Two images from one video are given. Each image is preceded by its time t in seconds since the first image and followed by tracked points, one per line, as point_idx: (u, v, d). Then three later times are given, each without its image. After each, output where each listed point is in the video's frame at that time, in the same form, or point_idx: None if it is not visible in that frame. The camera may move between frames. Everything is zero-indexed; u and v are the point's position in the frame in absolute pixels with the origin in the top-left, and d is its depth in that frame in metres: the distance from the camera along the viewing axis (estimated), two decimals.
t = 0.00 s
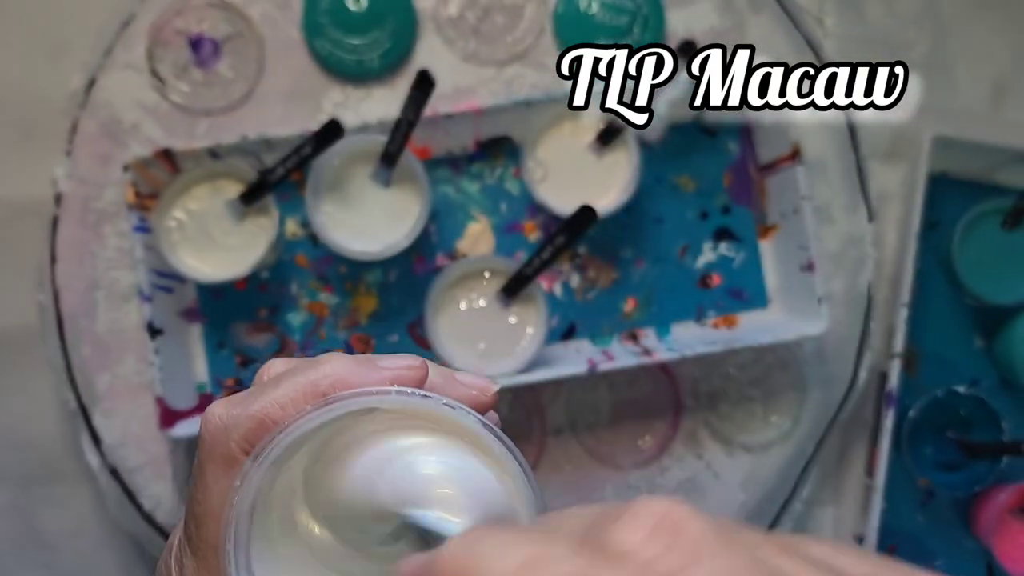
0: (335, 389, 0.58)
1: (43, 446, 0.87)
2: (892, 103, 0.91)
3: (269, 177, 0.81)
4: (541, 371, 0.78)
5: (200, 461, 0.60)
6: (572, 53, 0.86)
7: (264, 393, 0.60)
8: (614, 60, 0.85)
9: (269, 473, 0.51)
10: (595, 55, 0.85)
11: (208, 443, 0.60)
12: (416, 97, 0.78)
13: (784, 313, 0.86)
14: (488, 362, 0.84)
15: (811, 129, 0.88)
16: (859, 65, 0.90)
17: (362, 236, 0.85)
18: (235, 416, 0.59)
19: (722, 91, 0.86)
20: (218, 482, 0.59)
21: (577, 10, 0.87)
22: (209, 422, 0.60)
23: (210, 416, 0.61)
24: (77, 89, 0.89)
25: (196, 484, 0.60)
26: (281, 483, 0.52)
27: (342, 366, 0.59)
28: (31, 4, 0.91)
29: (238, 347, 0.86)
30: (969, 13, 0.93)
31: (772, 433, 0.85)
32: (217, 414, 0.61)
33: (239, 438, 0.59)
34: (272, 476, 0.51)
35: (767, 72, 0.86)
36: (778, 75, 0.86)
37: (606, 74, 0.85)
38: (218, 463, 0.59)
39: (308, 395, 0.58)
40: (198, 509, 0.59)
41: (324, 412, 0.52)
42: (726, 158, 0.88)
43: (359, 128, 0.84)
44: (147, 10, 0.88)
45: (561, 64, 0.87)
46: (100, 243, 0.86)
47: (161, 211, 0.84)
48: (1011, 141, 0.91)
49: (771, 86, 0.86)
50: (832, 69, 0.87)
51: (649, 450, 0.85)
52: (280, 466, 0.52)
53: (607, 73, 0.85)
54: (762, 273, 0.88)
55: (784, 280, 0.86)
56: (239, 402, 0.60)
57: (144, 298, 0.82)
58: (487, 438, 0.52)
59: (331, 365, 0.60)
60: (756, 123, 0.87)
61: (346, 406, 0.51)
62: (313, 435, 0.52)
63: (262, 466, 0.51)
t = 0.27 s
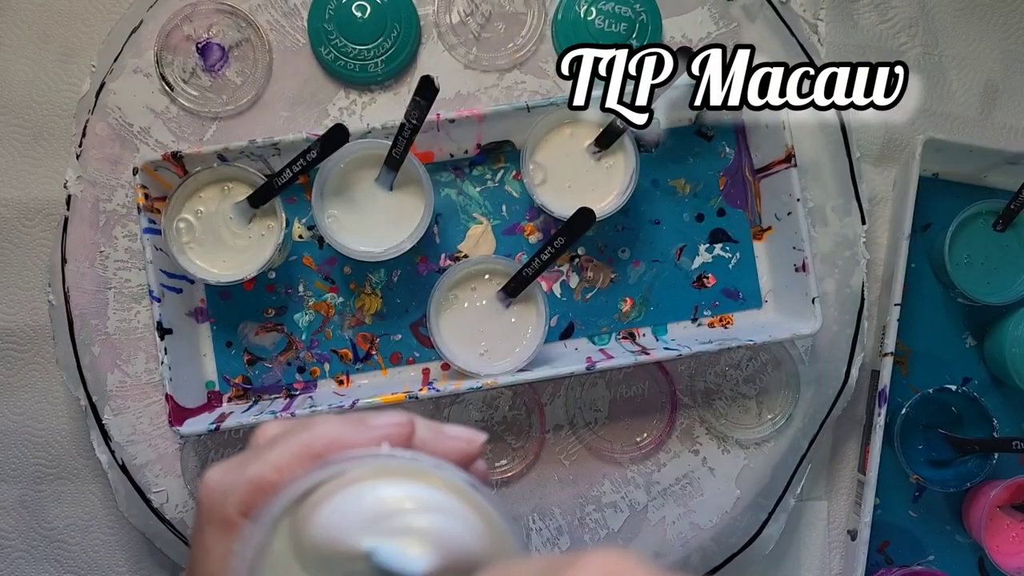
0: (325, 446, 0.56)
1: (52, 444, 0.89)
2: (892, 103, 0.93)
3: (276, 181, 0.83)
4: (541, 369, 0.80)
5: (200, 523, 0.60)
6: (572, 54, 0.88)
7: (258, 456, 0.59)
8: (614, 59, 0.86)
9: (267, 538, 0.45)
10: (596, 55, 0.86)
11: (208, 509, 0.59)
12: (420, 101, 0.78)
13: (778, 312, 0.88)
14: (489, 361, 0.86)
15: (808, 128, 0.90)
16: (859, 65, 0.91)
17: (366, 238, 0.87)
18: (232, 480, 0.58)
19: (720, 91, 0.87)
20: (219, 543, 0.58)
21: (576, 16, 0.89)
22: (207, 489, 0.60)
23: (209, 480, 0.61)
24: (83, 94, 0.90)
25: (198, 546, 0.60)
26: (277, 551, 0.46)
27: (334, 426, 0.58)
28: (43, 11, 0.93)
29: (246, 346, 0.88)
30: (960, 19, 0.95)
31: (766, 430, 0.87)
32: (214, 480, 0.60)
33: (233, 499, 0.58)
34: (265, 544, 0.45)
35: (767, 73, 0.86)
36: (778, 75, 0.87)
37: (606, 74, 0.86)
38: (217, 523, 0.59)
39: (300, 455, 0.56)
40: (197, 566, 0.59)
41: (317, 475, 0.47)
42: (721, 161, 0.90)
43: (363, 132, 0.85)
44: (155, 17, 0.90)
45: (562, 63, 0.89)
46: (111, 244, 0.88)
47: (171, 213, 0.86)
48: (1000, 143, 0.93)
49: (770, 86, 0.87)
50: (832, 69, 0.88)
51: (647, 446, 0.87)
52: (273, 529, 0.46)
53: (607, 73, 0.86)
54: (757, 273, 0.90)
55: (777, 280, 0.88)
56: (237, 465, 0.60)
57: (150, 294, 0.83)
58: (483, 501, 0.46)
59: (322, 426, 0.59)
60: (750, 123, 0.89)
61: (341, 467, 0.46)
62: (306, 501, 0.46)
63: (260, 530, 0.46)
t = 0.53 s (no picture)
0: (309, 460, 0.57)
1: (53, 443, 0.89)
2: (892, 103, 0.93)
3: (276, 181, 0.83)
4: (541, 369, 0.80)
5: (187, 539, 0.60)
6: (573, 54, 0.88)
7: (244, 472, 0.60)
8: (614, 59, 0.86)
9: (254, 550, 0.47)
10: (596, 55, 0.86)
11: (195, 528, 0.59)
12: (419, 101, 0.78)
13: (777, 312, 0.88)
14: (489, 361, 0.86)
15: (808, 128, 0.90)
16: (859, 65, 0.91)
17: (367, 238, 0.87)
18: (218, 496, 0.59)
19: (720, 91, 0.87)
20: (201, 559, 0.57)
21: (576, 17, 0.89)
22: (197, 507, 0.60)
23: (200, 498, 0.61)
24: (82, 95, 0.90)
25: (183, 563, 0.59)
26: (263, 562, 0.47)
27: (319, 440, 0.59)
28: (43, 11, 0.94)
29: (247, 347, 0.88)
30: (959, 19, 0.95)
31: (766, 430, 0.87)
32: (203, 500, 0.61)
33: (218, 514, 0.57)
34: (254, 554, 0.47)
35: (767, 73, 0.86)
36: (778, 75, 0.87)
37: (606, 75, 0.86)
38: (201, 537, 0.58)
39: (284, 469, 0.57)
40: None
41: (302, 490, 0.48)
42: (721, 161, 0.90)
43: (363, 133, 0.85)
44: (155, 17, 0.90)
45: (562, 63, 0.89)
46: (111, 244, 0.89)
47: (171, 213, 0.86)
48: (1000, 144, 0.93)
49: (770, 86, 0.87)
50: (832, 69, 0.89)
51: (646, 446, 0.87)
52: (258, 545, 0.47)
53: (607, 73, 0.86)
54: (756, 273, 0.90)
55: (777, 280, 0.88)
56: (226, 484, 0.60)
57: (150, 293, 0.83)
58: (467, 509, 0.48)
59: (309, 441, 0.60)
60: (750, 123, 0.89)
61: (325, 482, 0.48)
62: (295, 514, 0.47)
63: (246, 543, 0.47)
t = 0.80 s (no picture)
0: (308, 448, 0.57)
1: (53, 444, 0.89)
2: (892, 104, 0.93)
3: (276, 181, 0.83)
4: (541, 370, 0.80)
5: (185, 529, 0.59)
6: (573, 54, 0.88)
7: (240, 461, 0.59)
8: (614, 59, 0.86)
9: (252, 539, 0.45)
10: (596, 55, 0.86)
11: (190, 517, 0.59)
12: (419, 101, 0.78)
13: (777, 312, 0.88)
14: (489, 361, 0.86)
15: (808, 128, 0.90)
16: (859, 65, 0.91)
17: (367, 238, 0.87)
18: (214, 484, 0.58)
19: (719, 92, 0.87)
20: (200, 546, 0.56)
21: (576, 17, 0.89)
22: (193, 494, 0.60)
23: (197, 487, 0.60)
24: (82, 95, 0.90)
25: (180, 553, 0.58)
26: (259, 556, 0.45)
27: (318, 428, 0.59)
28: (43, 11, 0.94)
29: (247, 347, 0.88)
30: (959, 19, 0.95)
31: (766, 430, 0.88)
32: (197, 491, 0.60)
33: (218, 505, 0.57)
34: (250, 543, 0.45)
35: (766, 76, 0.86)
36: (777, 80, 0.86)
37: (606, 75, 0.86)
38: (200, 527, 0.57)
39: (284, 458, 0.56)
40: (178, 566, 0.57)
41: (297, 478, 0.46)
42: (721, 161, 0.90)
43: (363, 133, 0.85)
44: (155, 17, 0.90)
45: (562, 63, 0.89)
46: (111, 244, 0.89)
47: (171, 213, 0.86)
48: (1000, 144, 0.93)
49: (770, 86, 0.87)
50: (832, 69, 0.89)
51: (646, 446, 0.87)
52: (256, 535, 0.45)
53: (607, 73, 0.86)
54: (757, 273, 0.90)
55: (777, 280, 0.88)
56: (222, 473, 0.60)
57: (150, 293, 0.83)
58: (467, 495, 0.46)
59: (306, 430, 0.59)
60: (750, 123, 0.89)
61: (323, 469, 0.46)
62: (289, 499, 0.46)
63: (242, 535, 0.45)
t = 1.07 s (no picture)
0: (324, 428, 0.55)
1: (53, 444, 0.89)
2: (892, 104, 0.93)
3: (276, 181, 0.83)
4: (541, 370, 0.80)
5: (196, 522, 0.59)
6: (573, 54, 0.88)
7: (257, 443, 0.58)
8: (614, 59, 0.86)
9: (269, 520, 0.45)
10: (596, 55, 0.87)
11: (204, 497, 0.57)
12: (419, 101, 0.78)
13: (777, 312, 0.88)
14: (489, 361, 0.86)
15: (808, 128, 0.90)
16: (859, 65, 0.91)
17: (367, 238, 0.88)
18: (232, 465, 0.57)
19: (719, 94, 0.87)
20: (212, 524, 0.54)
21: (576, 17, 0.89)
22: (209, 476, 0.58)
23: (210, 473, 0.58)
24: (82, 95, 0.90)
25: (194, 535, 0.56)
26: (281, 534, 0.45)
27: (331, 409, 0.58)
28: (43, 11, 0.94)
29: (247, 346, 0.88)
30: (959, 19, 0.95)
31: (766, 429, 0.87)
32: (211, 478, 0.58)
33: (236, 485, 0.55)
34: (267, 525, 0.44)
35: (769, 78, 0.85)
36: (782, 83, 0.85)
37: (606, 75, 0.86)
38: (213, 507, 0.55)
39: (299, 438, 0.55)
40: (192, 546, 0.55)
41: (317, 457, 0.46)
42: (721, 161, 0.91)
43: (363, 133, 0.85)
44: (155, 17, 0.90)
45: (562, 63, 0.89)
46: (111, 244, 0.89)
47: (171, 213, 0.86)
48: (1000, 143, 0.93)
49: (770, 87, 0.88)
50: (832, 69, 0.89)
51: (647, 446, 0.87)
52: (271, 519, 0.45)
53: (607, 73, 0.86)
54: (757, 273, 0.90)
55: (777, 280, 0.88)
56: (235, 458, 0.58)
57: (150, 292, 0.83)
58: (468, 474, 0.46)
59: (320, 411, 0.58)
60: (750, 123, 0.89)
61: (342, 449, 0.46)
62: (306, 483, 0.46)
63: (259, 516, 0.44)
